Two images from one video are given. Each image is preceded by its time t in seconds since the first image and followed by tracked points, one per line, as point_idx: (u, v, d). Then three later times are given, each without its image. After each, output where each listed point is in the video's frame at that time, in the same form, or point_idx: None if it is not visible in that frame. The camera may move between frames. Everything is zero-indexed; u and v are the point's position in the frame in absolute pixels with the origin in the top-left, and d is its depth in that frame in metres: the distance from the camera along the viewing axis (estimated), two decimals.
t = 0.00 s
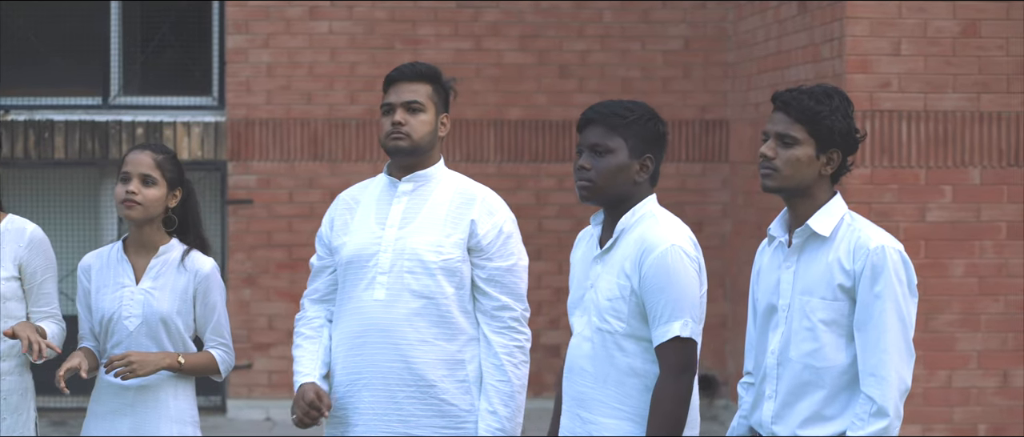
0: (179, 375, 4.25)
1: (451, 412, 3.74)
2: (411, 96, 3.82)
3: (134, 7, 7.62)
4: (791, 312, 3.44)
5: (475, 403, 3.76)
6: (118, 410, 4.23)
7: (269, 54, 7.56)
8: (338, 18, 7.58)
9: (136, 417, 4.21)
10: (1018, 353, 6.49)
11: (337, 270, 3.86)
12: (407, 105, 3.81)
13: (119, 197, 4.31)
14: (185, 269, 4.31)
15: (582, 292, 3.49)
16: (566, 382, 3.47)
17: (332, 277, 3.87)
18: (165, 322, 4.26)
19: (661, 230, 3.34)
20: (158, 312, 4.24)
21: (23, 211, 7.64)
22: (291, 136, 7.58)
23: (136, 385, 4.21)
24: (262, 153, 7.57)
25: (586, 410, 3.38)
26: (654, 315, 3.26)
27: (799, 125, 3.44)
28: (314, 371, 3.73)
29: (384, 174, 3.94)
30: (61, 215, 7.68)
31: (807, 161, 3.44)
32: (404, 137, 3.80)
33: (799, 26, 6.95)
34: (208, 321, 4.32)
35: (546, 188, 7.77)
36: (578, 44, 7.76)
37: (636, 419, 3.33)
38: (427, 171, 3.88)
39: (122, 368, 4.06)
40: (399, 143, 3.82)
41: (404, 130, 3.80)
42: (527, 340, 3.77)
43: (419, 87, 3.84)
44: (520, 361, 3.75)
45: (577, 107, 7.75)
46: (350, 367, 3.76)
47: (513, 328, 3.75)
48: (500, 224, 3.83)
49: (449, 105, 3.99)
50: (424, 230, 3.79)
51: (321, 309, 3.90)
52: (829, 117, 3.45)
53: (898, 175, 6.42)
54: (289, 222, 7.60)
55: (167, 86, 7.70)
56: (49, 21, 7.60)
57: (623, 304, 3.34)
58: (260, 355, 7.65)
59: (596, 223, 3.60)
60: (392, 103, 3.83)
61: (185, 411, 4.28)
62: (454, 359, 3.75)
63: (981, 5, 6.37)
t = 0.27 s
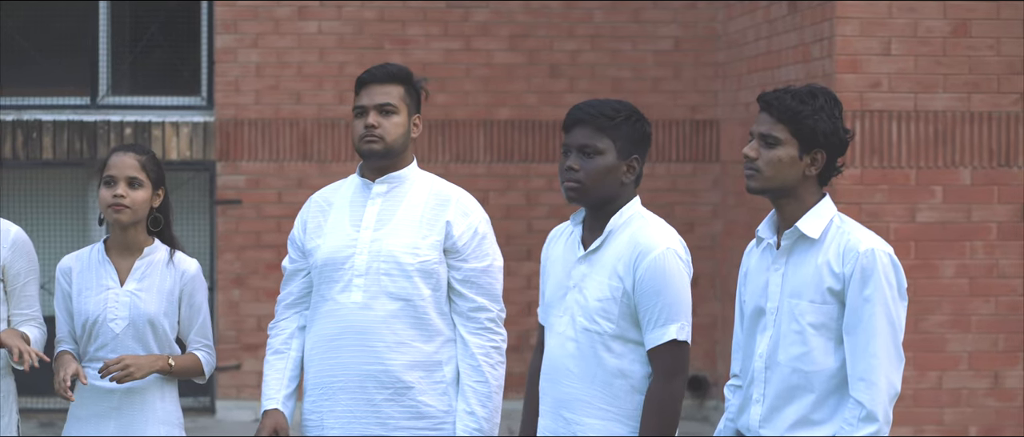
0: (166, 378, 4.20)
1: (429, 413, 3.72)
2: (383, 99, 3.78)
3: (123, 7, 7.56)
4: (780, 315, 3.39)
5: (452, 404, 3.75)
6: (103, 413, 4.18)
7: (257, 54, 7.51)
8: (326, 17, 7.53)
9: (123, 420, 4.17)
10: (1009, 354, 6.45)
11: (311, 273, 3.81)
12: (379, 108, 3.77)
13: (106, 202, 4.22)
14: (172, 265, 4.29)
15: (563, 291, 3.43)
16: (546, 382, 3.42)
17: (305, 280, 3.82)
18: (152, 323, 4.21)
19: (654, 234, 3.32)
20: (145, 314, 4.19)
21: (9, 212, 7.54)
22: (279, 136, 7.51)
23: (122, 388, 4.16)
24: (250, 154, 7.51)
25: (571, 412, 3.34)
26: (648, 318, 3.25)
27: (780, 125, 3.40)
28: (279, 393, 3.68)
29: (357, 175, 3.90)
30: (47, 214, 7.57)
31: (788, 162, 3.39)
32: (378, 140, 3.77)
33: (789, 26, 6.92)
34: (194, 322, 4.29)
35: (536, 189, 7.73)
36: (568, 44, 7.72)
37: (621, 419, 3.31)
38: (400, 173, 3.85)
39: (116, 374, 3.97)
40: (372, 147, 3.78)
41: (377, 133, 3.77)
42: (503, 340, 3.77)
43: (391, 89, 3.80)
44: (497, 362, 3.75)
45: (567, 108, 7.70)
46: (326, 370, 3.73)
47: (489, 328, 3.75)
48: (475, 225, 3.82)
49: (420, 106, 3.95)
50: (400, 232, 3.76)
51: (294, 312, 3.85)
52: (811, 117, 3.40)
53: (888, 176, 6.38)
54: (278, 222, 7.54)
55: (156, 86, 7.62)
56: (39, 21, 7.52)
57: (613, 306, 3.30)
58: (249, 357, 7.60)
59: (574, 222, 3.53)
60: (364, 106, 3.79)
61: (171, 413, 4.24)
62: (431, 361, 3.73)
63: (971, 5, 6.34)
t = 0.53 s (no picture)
0: (162, 382, 4.17)
1: (419, 417, 3.69)
2: (366, 107, 3.74)
3: (121, 8, 7.54)
4: (781, 321, 3.36)
5: (440, 407, 3.72)
6: (99, 419, 4.13)
7: (255, 55, 7.47)
8: (324, 19, 7.49)
9: (119, 425, 4.12)
10: (1010, 357, 6.42)
11: (295, 279, 3.78)
12: (362, 116, 3.73)
13: (98, 206, 4.19)
14: (167, 269, 4.25)
15: (561, 296, 3.37)
16: (544, 388, 3.36)
17: (289, 288, 3.79)
18: (148, 328, 4.17)
19: (662, 242, 3.31)
20: (141, 318, 4.15)
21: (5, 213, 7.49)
22: (276, 138, 7.48)
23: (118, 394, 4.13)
24: (247, 155, 7.47)
25: (577, 418, 3.30)
26: (660, 324, 3.25)
27: (781, 129, 3.37)
28: (262, 403, 3.68)
29: (339, 182, 3.88)
30: (44, 217, 7.55)
31: (790, 166, 3.35)
32: (362, 151, 3.73)
33: (789, 27, 6.89)
34: (189, 326, 4.26)
35: (535, 190, 7.69)
36: (566, 45, 7.68)
37: (627, 424, 3.29)
38: (384, 178, 3.82)
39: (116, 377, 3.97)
40: (355, 157, 3.75)
41: (360, 144, 3.73)
42: (490, 344, 3.73)
43: (373, 96, 3.76)
44: (485, 365, 3.72)
45: (565, 109, 7.67)
46: (312, 377, 3.70)
47: (476, 332, 3.72)
48: (460, 229, 3.79)
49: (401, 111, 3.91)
50: (384, 237, 3.73)
51: (279, 320, 3.82)
52: (812, 120, 3.37)
53: (887, 178, 6.35)
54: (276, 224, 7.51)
55: (153, 87, 7.60)
56: (36, 22, 7.46)
57: (623, 312, 3.28)
58: (246, 359, 7.56)
59: (564, 225, 3.47)
60: (347, 114, 3.74)
61: (167, 417, 4.21)
62: (419, 365, 3.70)
63: (971, 6, 6.31)
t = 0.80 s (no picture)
0: (160, 387, 4.12)
1: (418, 421, 3.64)
2: (362, 109, 3.69)
3: (118, 8, 7.49)
4: (787, 326, 3.31)
5: (440, 410, 3.67)
6: (97, 424, 4.08)
7: (253, 56, 7.41)
8: (322, 19, 7.44)
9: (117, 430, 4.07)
10: (1012, 360, 6.38)
11: (290, 284, 3.73)
12: (357, 119, 3.68)
13: (93, 210, 4.13)
14: (165, 272, 4.21)
15: (569, 300, 3.32)
16: (554, 393, 3.29)
17: (285, 292, 3.73)
18: (146, 331, 4.12)
19: (677, 244, 3.28)
20: (139, 321, 4.10)
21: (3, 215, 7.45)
22: (274, 139, 7.43)
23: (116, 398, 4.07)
24: (245, 156, 7.42)
25: (590, 423, 3.24)
26: (674, 326, 3.22)
27: (794, 130, 3.32)
28: (262, 411, 3.64)
29: (333, 184, 3.82)
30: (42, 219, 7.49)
31: (802, 169, 3.30)
32: (356, 154, 3.68)
33: (789, 28, 6.84)
34: (187, 330, 4.21)
35: (534, 192, 7.64)
36: (566, 45, 7.63)
37: (644, 428, 3.24)
38: (379, 181, 3.78)
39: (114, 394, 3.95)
40: (350, 161, 3.70)
41: (356, 146, 3.68)
42: (488, 345, 3.70)
43: (369, 99, 3.71)
44: (484, 367, 3.67)
45: (565, 110, 7.61)
46: (309, 382, 3.64)
47: (473, 334, 3.68)
48: (455, 231, 3.75)
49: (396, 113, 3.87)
50: (380, 239, 3.68)
51: (274, 326, 3.76)
52: (826, 121, 3.32)
53: (890, 180, 6.31)
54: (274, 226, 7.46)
55: (151, 88, 7.55)
56: (34, 22, 7.43)
57: (637, 315, 3.23)
58: (244, 361, 7.51)
59: (567, 228, 3.42)
60: (342, 116, 3.69)
61: (165, 422, 4.16)
62: (417, 368, 3.65)
63: (974, 7, 6.26)
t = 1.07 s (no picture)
0: (163, 388, 4.08)
1: (428, 421, 3.60)
2: (368, 109, 3.65)
3: (120, 9, 7.44)
4: (802, 325, 3.28)
5: (449, 410, 3.63)
6: (100, 424, 4.04)
7: (256, 55, 7.38)
8: (326, 19, 7.40)
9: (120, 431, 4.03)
10: (1020, 361, 6.34)
11: (297, 283, 3.70)
12: (363, 118, 3.65)
13: (95, 213, 4.11)
14: (169, 271, 4.17)
15: (583, 300, 3.28)
16: (567, 395, 3.26)
17: (292, 292, 3.70)
18: (149, 330, 4.08)
19: (691, 243, 3.26)
20: (142, 320, 4.06)
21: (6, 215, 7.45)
22: (278, 139, 7.40)
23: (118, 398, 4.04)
24: (248, 156, 7.39)
25: (606, 425, 3.21)
26: (690, 326, 3.19)
27: (807, 126, 3.28)
28: (273, 414, 3.63)
29: (341, 183, 3.81)
30: (44, 219, 7.47)
31: (818, 164, 3.27)
32: (362, 155, 3.65)
33: (795, 28, 6.80)
34: (192, 330, 4.16)
35: (538, 192, 7.61)
36: (570, 45, 7.59)
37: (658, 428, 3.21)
38: (387, 180, 3.75)
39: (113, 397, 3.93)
40: (355, 161, 3.66)
41: (361, 146, 3.65)
42: (499, 345, 3.65)
43: (375, 98, 3.68)
44: (495, 367, 3.63)
45: (569, 110, 7.58)
46: (317, 382, 3.61)
47: (484, 333, 3.64)
48: (465, 230, 3.72)
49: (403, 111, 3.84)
50: (389, 237, 3.65)
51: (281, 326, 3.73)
52: (839, 116, 3.29)
53: (897, 180, 6.27)
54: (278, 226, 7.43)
55: (154, 87, 7.52)
56: (34, 21, 7.40)
57: (653, 314, 3.21)
58: (248, 362, 7.49)
59: (580, 228, 3.38)
60: (348, 115, 3.66)
61: (168, 424, 4.12)
62: (426, 368, 3.61)
63: (981, 7, 6.21)
